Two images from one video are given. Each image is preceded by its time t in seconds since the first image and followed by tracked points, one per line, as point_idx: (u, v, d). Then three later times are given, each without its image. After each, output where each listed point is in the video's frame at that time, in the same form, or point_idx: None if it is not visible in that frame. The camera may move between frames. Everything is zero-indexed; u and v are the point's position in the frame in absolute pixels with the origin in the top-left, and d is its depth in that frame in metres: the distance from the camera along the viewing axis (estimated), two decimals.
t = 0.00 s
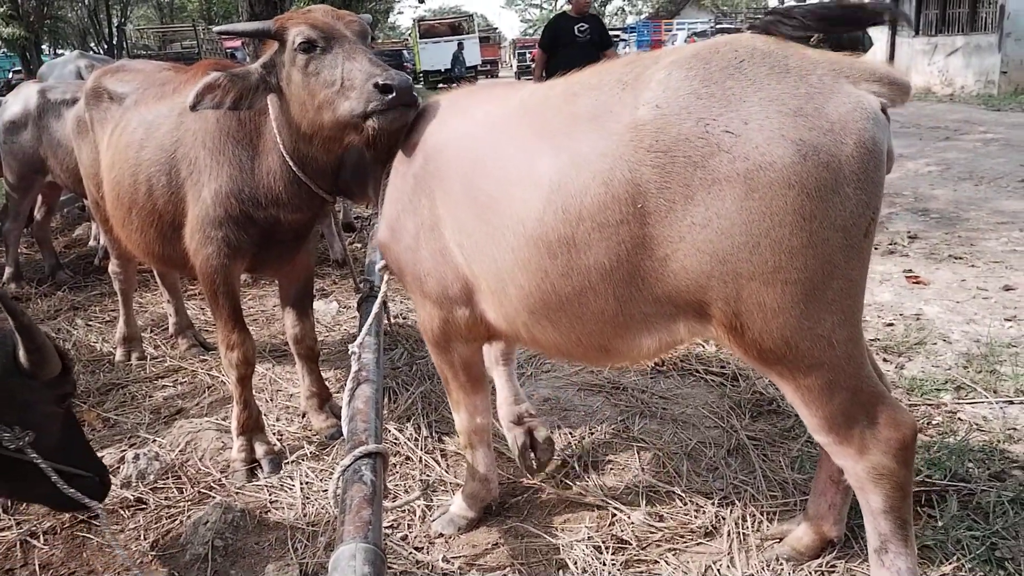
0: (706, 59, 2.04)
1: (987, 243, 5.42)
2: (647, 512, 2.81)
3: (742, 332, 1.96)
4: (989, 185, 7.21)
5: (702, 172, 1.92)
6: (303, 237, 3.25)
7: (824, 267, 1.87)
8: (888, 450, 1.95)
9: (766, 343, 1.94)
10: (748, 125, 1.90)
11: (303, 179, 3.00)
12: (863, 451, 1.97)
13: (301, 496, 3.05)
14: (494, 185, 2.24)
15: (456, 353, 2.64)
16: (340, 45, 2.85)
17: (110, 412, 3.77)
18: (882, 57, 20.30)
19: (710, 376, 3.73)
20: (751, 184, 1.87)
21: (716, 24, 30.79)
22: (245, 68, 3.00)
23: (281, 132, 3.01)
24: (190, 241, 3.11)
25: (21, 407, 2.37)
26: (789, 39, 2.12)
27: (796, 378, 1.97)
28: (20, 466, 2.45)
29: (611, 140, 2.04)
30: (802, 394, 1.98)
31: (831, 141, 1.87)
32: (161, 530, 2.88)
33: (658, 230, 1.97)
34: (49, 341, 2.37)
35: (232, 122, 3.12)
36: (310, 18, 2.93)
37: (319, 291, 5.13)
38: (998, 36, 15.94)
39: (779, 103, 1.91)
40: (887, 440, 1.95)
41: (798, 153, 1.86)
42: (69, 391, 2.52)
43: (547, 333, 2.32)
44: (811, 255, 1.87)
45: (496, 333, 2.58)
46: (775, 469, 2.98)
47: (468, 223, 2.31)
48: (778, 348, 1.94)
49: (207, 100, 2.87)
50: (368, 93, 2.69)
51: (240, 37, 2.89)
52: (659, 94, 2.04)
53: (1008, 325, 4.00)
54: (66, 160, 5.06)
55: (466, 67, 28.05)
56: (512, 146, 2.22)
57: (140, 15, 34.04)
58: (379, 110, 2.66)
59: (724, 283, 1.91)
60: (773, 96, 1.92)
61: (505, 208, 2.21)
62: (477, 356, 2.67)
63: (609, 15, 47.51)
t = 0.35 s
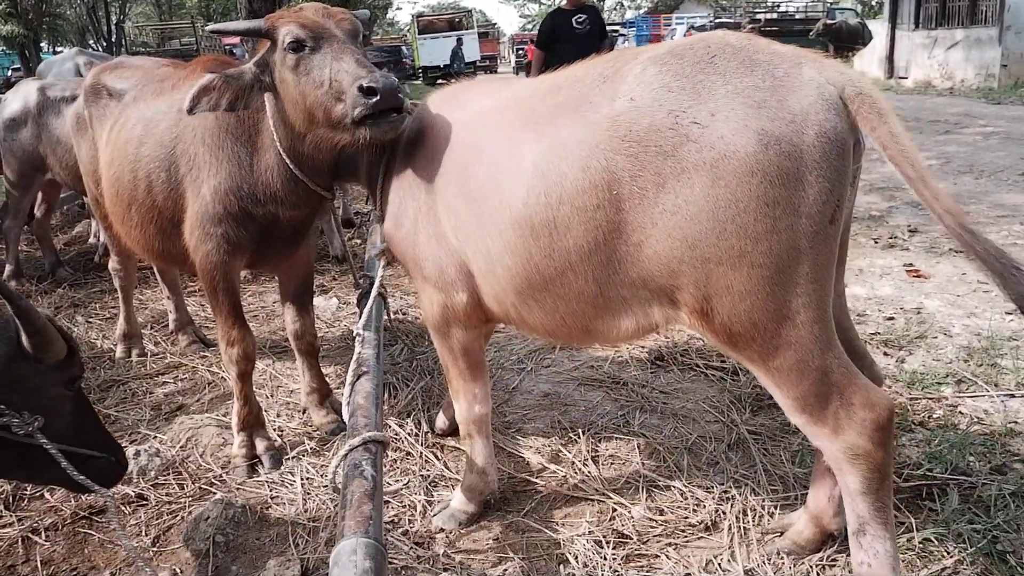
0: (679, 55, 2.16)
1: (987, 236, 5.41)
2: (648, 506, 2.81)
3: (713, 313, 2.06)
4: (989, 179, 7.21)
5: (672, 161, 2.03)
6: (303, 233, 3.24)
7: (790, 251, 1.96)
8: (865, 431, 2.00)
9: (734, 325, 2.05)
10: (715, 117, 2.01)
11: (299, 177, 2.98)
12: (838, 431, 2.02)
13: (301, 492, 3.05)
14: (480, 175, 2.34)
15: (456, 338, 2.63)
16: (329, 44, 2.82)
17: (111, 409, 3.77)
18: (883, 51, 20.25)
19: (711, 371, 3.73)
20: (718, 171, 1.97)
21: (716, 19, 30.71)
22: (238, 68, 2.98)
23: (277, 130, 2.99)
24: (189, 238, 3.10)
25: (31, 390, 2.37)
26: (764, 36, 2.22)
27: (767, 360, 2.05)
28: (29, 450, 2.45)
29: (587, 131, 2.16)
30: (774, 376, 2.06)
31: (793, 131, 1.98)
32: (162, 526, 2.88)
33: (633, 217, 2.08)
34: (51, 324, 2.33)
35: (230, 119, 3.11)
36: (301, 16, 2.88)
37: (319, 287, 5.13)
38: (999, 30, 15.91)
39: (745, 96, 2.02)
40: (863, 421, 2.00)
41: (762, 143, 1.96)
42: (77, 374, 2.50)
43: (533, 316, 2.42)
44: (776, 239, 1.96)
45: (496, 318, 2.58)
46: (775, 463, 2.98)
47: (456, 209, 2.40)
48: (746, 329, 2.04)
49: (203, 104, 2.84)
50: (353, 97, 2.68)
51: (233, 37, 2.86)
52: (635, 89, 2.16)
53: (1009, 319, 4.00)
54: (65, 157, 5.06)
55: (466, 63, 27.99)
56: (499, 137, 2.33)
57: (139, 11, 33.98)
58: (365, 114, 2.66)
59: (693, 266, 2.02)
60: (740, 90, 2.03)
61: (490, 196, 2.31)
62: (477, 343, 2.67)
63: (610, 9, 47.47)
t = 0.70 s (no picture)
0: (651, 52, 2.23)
1: (983, 233, 5.42)
2: (644, 503, 2.81)
3: (645, 295, 2.18)
4: (985, 175, 7.22)
5: (632, 151, 2.11)
6: (299, 231, 3.23)
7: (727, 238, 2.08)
8: (764, 393, 2.15)
9: (663, 306, 2.17)
10: (676, 110, 2.09)
11: (293, 176, 2.97)
12: (735, 388, 2.19)
13: (298, 490, 3.05)
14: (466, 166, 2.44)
15: (455, 321, 2.66)
16: (321, 46, 2.80)
17: (107, 407, 3.76)
18: (878, 47, 20.26)
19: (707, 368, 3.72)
20: (674, 161, 2.05)
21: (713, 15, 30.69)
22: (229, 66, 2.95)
23: (271, 129, 2.97)
24: (185, 235, 3.09)
25: (33, 380, 2.37)
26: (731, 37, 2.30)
27: (683, 337, 2.20)
28: (31, 440, 2.44)
29: (561, 125, 2.24)
30: (685, 348, 2.22)
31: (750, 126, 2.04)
32: (159, 525, 2.88)
33: (582, 204, 2.18)
34: (49, 313, 2.34)
35: (225, 118, 3.10)
36: (293, 16, 2.85)
37: (315, 285, 5.12)
38: (994, 27, 15.94)
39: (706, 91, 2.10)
40: (766, 390, 2.15)
41: (718, 135, 2.03)
42: (76, 362, 2.50)
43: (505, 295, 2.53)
44: (717, 227, 2.07)
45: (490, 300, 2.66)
46: (771, 460, 2.99)
47: (443, 195, 2.52)
48: (673, 309, 2.17)
49: (193, 103, 2.84)
50: (346, 102, 2.66)
51: (224, 37, 2.83)
52: (605, 83, 2.24)
53: (1004, 315, 4.01)
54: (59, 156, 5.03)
55: (462, 60, 27.94)
56: (482, 127, 2.43)
57: (133, 9, 33.86)
58: (359, 120, 2.66)
59: (637, 252, 2.11)
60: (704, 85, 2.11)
61: (473, 183, 2.41)
62: (474, 328, 2.70)
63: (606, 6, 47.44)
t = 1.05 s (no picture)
0: (628, 45, 2.36)
1: (988, 228, 5.41)
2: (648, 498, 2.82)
3: (613, 274, 2.30)
4: (991, 170, 7.19)
5: (605, 137, 2.23)
6: (304, 225, 3.24)
7: (692, 224, 2.19)
8: (679, 398, 2.38)
9: (628, 288, 2.29)
10: (647, 98, 2.21)
11: (297, 173, 2.97)
12: (664, 386, 2.40)
13: (303, 483, 3.07)
14: (456, 148, 2.54)
15: (449, 303, 2.75)
16: (329, 49, 2.78)
17: (113, 400, 3.78)
18: (885, 41, 20.15)
19: (711, 363, 3.70)
20: (643, 146, 2.17)
21: (718, 8, 30.53)
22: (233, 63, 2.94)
23: (275, 127, 2.97)
24: (191, 230, 3.11)
25: (39, 374, 2.39)
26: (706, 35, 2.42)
27: (643, 317, 2.32)
28: (37, 434, 2.46)
29: (544, 108, 2.36)
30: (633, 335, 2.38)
31: (714, 114, 2.16)
32: (166, 517, 2.91)
33: (558, 184, 2.31)
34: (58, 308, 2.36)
35: (231, 114, 3.10)
36: (301, 18, 2.84)
37: (320, 279, 5.13)
38: (1001, 21, 15.83)
39: (677, 80, 2.22)
40: (682, 396, 2.38)
41: (686, 123, 2.15)
42: (81, 357, 2.52)
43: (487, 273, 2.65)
44: (683, 212, 2.18)
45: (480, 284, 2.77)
46: (775, 456, 3.00)
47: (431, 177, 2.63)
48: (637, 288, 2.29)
49: (194, 95, 2.85)
50: (355, 107, 2.64)
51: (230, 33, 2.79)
52: (584, 72, 2.36)
53: (1010, 311, 4.00)
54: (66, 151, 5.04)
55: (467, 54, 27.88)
56: (471, 113, 2.55)
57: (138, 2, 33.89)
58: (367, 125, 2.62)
59: (606, 234, 2.24)
60: (676, 77, 2.23)
61: (461, 168, 2.53)
62: (468, 311, 2.78)
63: None
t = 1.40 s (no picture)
0: (608, 43, 2.51)
1: (999, 229, 5.37)
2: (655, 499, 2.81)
3: (598, 261, 2.39)
4: (1002, 170, 7.14)
5: (583, 127, 2.36)
6: (313, 223, 3.23)
7: (667, 211, 2.26)
8: (673, 386, 2.42)
9: (610, 274, 2.38)
10: (620, 91, 2.34)
11: (305, 172, 2.97)
12: (659, 375, 2.44)
13: (311, 480, 3.08)
14: (438, 141, 2.76)
15: (400, 286, 3.08)
16: (340, 54, 2.76)
17: (122, 396, 3.80)
18: (895, 39, 20.02)
19: (719, 363, 3.68)
20: (617, 135, 2.28)
21: (727, 6, 30.41)
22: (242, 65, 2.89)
23: (284, 128, 2.95)
24: (200, 227, 3.11)
25: (47, 371, 2.40)
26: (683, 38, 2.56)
27: (626, 305, 2.40)
28: (43, 433, 2.48)
29: (525, 100, 2.51)
30: (625, 323, 2.43)
31: (685, 105, 2.25)
32: (174, 512, 2.92)
33: (542, 173, 2.44)
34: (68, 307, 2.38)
35: (241, 112, 3.10)
36: (310, 21, 2.81)
37: (327, 276, 5.14)
38: (1013, 19, 15.70)
39: (650, 75, 2.34)
40: (676, 385, 2.42)
41: (656, 112, 2.25)
42: (90, 357, 2.53)
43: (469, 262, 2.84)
44: (657, 200, 2.25)
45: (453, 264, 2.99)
46: (783, 457, 2.98)
47: (422, 170, 2.83)
48: (620, 275, 2.37)
49: (206, 102, 2.79)
50: (366, 114, 2.60)
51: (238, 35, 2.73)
52: (566, 66, 2.50)
53: (1020, 313, 3.97)
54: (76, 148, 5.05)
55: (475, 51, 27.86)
56: (460, 107, 2.72)
57: None
58: (379, 132, 2.59)
59: (584, 219, 2.35)
60: (649, 72, 2.35)
61: (451, 159, 2.70)
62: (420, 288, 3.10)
63: None
